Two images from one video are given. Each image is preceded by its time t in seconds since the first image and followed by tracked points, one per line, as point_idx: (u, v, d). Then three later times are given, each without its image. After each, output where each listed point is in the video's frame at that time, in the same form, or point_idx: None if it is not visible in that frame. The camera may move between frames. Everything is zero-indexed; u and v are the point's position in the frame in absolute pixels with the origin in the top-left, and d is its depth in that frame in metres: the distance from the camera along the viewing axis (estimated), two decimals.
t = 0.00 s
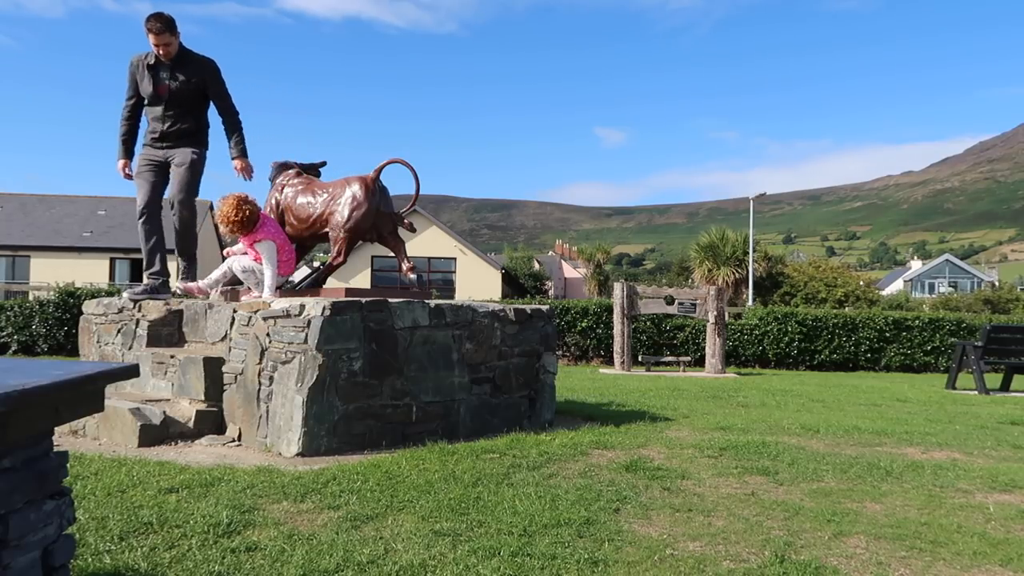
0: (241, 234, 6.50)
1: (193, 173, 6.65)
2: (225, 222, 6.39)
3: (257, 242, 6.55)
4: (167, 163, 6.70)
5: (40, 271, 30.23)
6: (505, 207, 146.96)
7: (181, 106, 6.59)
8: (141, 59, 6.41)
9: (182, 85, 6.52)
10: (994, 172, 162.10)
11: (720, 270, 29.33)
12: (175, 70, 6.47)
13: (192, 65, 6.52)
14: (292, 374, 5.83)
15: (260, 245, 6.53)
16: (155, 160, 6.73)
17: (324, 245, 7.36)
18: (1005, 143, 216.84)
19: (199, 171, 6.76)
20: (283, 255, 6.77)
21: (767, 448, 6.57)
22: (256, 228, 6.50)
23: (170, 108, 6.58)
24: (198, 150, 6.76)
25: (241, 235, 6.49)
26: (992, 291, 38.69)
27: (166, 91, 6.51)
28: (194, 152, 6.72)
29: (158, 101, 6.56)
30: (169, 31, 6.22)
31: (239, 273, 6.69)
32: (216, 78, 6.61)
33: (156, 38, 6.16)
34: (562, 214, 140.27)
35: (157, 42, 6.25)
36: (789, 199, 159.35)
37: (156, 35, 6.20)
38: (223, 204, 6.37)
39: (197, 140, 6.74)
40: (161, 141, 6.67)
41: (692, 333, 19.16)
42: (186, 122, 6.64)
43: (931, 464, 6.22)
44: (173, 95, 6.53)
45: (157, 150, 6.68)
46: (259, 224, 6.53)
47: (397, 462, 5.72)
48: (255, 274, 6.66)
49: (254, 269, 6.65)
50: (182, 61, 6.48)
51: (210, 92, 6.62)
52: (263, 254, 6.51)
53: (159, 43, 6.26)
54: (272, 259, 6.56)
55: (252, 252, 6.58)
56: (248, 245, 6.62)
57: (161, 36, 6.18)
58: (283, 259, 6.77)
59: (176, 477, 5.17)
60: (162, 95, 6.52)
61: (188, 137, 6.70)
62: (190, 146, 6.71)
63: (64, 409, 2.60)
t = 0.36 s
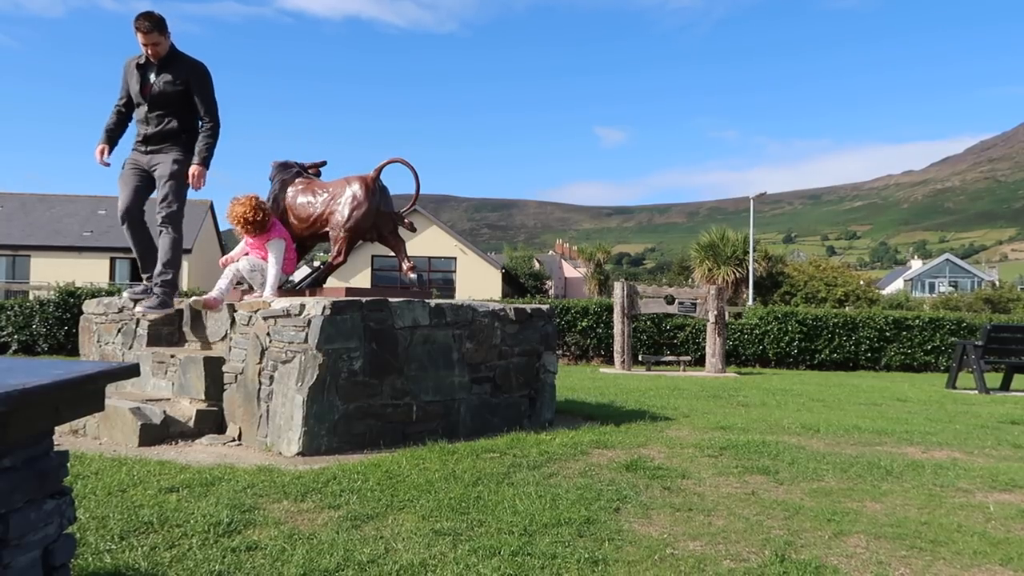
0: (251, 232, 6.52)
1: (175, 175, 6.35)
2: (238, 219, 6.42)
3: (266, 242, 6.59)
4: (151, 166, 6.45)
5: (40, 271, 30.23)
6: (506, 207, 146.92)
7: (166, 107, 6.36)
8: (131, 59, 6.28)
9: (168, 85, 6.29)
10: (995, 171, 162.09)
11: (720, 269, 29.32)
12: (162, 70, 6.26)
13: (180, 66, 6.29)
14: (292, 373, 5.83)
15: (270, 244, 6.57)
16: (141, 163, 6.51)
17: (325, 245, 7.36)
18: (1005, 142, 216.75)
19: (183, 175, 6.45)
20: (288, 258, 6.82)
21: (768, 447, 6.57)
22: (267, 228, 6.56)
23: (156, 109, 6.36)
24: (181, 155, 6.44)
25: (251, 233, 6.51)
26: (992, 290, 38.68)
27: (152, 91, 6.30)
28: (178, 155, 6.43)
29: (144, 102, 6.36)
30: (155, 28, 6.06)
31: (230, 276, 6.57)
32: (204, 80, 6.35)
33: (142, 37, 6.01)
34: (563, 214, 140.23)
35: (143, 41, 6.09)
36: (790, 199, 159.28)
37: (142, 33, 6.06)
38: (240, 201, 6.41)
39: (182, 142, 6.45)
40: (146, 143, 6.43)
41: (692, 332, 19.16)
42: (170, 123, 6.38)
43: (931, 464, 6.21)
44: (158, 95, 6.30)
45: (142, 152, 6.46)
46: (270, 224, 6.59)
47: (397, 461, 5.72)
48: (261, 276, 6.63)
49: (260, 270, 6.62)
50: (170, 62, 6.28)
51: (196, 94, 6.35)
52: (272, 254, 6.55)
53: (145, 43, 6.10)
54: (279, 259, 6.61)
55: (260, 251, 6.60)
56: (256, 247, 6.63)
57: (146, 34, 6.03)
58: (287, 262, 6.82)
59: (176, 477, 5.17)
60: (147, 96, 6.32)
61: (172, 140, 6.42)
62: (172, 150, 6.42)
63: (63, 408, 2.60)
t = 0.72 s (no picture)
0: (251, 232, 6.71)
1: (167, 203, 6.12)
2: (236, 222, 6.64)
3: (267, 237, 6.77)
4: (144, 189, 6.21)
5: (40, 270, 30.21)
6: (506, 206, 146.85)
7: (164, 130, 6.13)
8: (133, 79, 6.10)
9: (169, 108, 6.09)
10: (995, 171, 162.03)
11: (720, 269, 29.30)
12: (164, 92, 6.06)
13: (183, 89, 6.10)
14: (292, 372, 5.84)
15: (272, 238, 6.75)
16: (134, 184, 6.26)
17: (325, 245, 7.37)
18: (1006, 141, 216.76)
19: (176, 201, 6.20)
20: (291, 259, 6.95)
21: (768, 447, 6.57)
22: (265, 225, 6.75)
23: (153, 131, 6.14)
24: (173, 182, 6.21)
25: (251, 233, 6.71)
26: (993, 290, 38.66)
27: (151, 113, 6.09)
28: (172, 179, 6.19)
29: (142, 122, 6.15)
30: (161, 51, 5.87)
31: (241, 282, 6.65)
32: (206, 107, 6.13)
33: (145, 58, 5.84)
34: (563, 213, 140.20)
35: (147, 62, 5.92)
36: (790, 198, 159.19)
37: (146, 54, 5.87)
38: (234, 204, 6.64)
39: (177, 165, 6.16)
40: (140, 165, 6.18)
41: (692, 332, 19.17)
42: (166, 147, 6.15)
43: (931, 463, 6.21)
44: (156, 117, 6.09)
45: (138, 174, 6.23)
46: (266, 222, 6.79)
47: (397, 461, 5.72)
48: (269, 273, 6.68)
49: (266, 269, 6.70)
50: (173, 85, 6.10)
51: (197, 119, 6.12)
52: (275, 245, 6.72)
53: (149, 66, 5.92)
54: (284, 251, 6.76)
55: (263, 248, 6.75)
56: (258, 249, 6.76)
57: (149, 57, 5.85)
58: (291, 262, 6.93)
59: (177, 476, 5.18)
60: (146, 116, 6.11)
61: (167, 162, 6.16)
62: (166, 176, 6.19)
63: (64, 407, 2.61)
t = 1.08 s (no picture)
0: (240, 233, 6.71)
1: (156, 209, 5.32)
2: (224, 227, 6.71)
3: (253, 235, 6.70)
4: (124, 190, 5.35)
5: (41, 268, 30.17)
6: (508, 205, 146.87)
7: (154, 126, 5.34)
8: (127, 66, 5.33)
9: (164, 104, 5.35)
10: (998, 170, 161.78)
11: (722, 267, 29.29)
12: (160, 85, 5.33)
13: (182, 85, 5.40)
14: (294, 371, 5.85)
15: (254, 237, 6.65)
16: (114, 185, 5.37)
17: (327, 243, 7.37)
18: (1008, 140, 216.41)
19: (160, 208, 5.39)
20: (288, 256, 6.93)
21: (769, 445, 6.57)
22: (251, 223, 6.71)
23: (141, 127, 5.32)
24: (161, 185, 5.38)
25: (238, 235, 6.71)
26: (996, 288, 38.63)
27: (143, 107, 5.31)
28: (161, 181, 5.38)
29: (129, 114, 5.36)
30: (168, 44, 5.19)
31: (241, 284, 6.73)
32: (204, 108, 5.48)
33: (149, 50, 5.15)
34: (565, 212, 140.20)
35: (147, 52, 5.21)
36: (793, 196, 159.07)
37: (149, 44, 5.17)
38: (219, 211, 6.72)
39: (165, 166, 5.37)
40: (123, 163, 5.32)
41: (694, 330, 19.19)
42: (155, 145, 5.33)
43: (933, 463, 6.21)
44: (148, 111, 5.32)
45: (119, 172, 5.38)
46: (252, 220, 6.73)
47: (398, 459, 5.72)
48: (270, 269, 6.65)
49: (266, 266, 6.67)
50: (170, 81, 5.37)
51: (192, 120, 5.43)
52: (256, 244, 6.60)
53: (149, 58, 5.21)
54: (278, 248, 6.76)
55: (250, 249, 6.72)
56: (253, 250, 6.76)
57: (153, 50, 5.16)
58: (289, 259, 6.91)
59: (179, 474, 5.18)
60: (136, 109, 5.32)
61: (153, 161, 5.33)
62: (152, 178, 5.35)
63: (66, 406, 2.63)
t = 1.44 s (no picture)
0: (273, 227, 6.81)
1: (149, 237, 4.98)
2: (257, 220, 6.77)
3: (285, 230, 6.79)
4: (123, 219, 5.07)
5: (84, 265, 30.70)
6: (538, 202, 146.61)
7: (152, 153, 5.00)
8: (127, 92, 5.04)
9: (162, 129, 4.99)
10: None
11: (757, 263, 28.95)
12: (157, 110, 4.99)
13: (182, 109, 5.03)
14: (329, 366, 5.92)
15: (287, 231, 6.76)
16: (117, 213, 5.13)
17: (360, 241, 7.42)
18: None
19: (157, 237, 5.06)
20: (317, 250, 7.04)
21: (805, 444, 6.47)
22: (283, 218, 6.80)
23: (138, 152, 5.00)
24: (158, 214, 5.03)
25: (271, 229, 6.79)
26: None
27: (139, 133, 4.99)
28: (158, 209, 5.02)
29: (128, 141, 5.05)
30: (166, 66, 4.86)
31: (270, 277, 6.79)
32: (204, 134, 5.08)
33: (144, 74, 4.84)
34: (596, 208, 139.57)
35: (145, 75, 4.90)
36: (828, 190, 156.38)
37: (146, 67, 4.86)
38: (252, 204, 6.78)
39: (163, 193, 5.02)
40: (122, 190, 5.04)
41: (728, 327, 18.99)
42: (151, 169, 4.99)
43: (976, 464, 6.06)
44: (146, 137, 4.98)
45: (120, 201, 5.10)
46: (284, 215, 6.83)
47: (431, 454, 5.75)
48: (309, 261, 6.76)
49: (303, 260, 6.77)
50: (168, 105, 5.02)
51: (192, 147, 5.04)
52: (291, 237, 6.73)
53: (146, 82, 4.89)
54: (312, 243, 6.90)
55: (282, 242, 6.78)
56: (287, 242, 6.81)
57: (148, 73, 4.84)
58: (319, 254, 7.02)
59: (217, 466, 5.28)
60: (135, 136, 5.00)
61: (151, 188, 4.99)
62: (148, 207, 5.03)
63: (109, 399, 2.70)
